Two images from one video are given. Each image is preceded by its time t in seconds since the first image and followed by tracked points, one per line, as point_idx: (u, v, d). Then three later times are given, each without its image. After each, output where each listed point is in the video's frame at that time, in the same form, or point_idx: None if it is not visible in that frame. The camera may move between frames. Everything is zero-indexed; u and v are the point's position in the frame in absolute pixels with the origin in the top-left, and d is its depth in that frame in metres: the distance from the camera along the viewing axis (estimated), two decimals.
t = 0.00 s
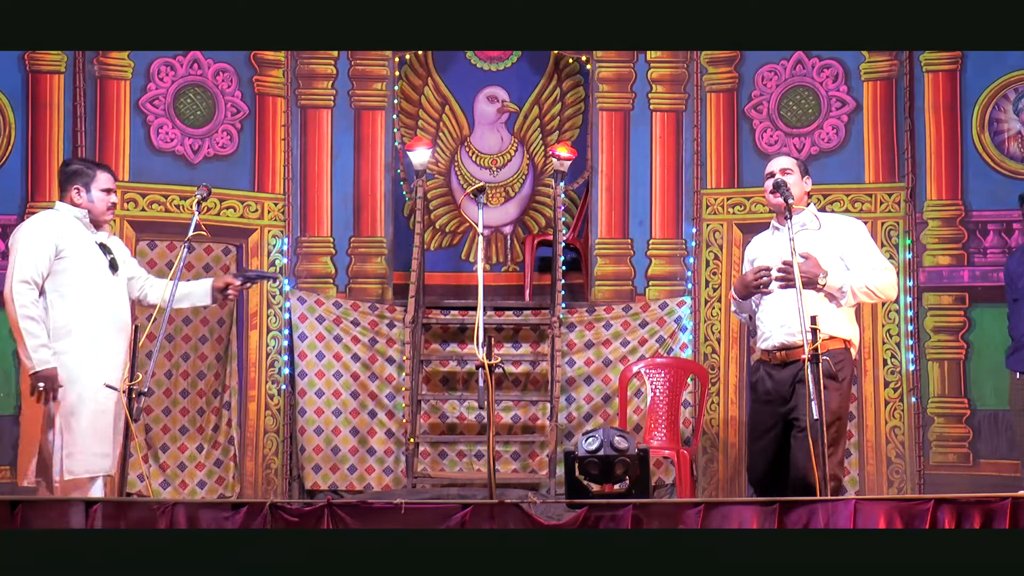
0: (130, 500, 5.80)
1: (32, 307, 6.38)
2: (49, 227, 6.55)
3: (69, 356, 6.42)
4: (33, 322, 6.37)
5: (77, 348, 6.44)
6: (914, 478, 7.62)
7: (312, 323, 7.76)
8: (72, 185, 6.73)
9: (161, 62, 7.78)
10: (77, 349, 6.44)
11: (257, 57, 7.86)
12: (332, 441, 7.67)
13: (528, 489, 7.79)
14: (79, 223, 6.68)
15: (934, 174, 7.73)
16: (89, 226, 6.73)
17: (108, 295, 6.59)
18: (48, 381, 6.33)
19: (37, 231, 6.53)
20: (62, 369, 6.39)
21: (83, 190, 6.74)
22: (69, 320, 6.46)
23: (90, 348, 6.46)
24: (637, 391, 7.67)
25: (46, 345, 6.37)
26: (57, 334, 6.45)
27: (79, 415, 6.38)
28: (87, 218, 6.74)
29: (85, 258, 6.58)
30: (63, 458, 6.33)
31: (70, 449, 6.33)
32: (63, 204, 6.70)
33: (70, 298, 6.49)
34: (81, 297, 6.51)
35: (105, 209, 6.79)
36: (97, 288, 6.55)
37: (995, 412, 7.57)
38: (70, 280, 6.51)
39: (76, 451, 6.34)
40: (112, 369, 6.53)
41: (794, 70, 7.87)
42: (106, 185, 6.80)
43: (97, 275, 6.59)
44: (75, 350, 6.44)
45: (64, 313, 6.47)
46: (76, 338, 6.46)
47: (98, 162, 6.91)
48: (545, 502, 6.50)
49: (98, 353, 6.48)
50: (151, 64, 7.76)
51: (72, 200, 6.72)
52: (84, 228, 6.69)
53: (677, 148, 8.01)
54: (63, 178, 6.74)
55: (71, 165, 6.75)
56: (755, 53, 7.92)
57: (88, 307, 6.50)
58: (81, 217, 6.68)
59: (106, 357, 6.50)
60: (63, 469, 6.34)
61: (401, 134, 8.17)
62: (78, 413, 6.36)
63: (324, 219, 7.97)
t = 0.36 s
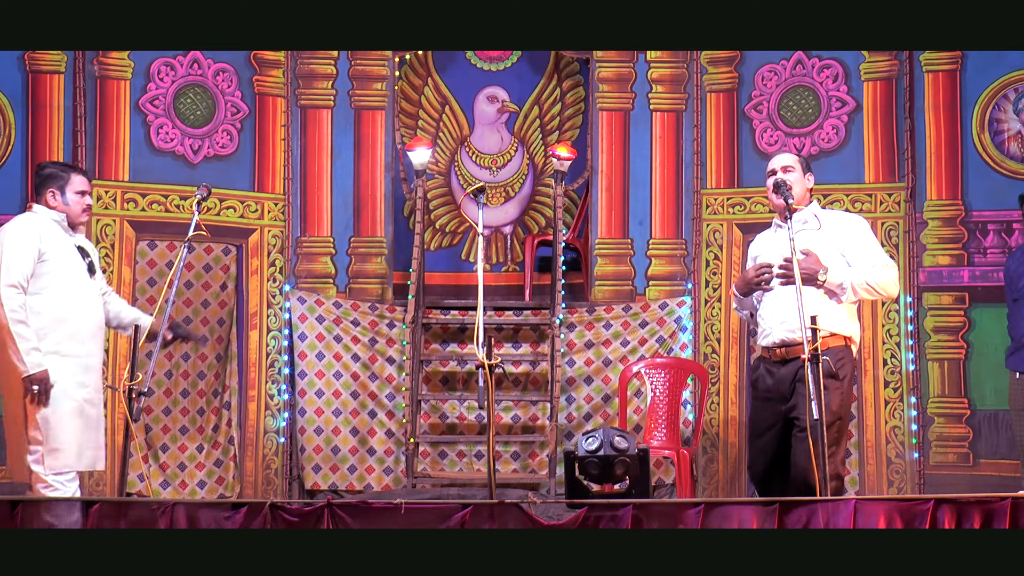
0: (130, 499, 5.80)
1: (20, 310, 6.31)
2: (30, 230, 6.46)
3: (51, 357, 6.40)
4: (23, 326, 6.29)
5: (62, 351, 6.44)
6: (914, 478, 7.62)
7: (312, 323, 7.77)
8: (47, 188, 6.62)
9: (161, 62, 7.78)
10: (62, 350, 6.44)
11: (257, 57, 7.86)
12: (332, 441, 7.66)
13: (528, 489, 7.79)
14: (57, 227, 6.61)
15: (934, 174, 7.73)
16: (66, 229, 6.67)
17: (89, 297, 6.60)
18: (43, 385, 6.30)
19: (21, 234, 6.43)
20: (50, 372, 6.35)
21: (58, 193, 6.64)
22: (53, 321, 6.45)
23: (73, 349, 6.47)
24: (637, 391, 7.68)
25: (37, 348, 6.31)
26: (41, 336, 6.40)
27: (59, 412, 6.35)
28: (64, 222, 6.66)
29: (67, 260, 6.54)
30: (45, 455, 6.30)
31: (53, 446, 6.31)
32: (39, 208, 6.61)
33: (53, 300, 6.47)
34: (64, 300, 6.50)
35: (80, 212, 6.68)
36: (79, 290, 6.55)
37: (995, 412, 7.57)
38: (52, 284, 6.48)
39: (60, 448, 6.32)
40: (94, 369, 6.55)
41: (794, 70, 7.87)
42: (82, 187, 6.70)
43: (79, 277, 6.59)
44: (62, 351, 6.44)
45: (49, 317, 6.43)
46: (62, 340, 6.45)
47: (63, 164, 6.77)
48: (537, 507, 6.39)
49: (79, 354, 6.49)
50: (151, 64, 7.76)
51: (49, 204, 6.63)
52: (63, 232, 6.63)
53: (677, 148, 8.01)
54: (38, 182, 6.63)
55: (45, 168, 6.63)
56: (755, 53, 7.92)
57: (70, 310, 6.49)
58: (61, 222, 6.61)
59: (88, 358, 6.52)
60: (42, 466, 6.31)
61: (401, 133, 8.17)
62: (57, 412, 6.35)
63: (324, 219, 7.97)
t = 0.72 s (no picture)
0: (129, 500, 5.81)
1: (7, 307, 6.20)
2: (22, 227, 6.41)
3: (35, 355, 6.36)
4: (8, 323, 6.19)
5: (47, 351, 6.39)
6: (914, 478, 7.62)
7: (312, 323, 7.77)
8: (36, 185, 6.60)
9: (161, 61, 7.78)
10: (47, 350, 6.38)
11: (257, 57, 7.86)
12: (332, 441, 7.67)
13: (527, 489, 7.79)
14: (48, 225, 6.56)
15: (934, 174, 7.72)
16: (57, 226, 6.62)
17: (77, 298, 6.55)
18: (18, 382, 6.16)
19: (11, 230, 6.37)
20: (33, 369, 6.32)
21: (48, 191, 6.61)
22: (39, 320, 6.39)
23: (58, 348, 6.41)
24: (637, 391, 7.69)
25: (18, 346, 6.18)
26: (27, 335, 6.36)
27: (43, 412, 6.30)
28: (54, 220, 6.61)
29: (58, 259, 6.50)
30: (23, 454, 6.23)
31: (33, 445, 6.26)
32: (31, 206, 6.59)
33: (41, 298, 6.41)
34: (52, 299, 6.45)
35: (70, 209, 6.65)
36: (69, 289, 6.51)
37: (995, 413, 7.57)
38: (39, 282, 6.43)
39: (39, 447, 6.26)
40: (79, 370, 6.47)
41: (794, 70, 7.87)
42: (72, 185, 6.66)
43: (69, 276, 6.55)
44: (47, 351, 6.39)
45: (35, 316, 6.38)
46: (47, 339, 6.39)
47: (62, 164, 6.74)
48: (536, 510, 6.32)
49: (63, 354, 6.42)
50: (151, 64, 7.76)
51: (38, 201, 6.60)
52: (54, 230, 6.58)
53: (677, 148, 8.01)
54: (28, 180, 6.61)
55: (36, 166, 6.61)
56: (755, 53, 7.92)
57: (58, 309, 6.43)
58: (52, 219, 6.56)
59: (73, 358, 6.45)
60: (20, 466, 6.25)
61: (401, 134, 8.17)
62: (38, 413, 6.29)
63: (324, 219, 7.97)
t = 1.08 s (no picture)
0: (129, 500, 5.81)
1: (16, 307, 6.27)
2: (27, 227, 6.40)
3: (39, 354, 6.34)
4: (19, 322, 6.25)
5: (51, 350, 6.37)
6: (914, 478, 7.62)
7: (312, 323, 7.77)
8: (38, 184, 6.56)
9: (161, 61, 7.78)
10: (52, 350, 6.37)
11: (257, 57, 7.86)
12: (332, 441, 7.66)
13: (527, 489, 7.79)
14: (53, 224, 6.55)
15: (934, 174, 7.72)
16: (62, 225, 6.62)
17: (80, 298, 6.54)
18: (35, 381, 6.24)
19: (16, 230, 6.38)
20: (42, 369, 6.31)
21: (51, 189, 6.58)
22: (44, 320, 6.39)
23: (62, 348, 6.40)
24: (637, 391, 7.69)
25: (31, 345, 6.27)
26: (33, 334, 6.35)
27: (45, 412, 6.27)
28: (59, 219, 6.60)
29: (62, 259, 6.50)
30: (24, 454, 6.22)
31: (34, 445, 6.24)
32: (33, 205, 6.56)
33: (45, 299, 6.41)
34: (56, 299, 6.45)
35: (73, 207, 6.63)
36: (72, 289, 6.50)
37: (995, 413, 7.57)
38: (44, 283, 6.43)
39: (40, 447, 6.24)
40: (81, 370, 6.46)
41: (794, 70, 7.87)
42: (75, 183, 6.63)
43: (73, 276, 6.55)
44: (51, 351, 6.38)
45: (40, 316, 6.37)
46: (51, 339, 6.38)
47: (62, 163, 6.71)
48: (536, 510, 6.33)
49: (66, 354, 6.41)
50: (151, 64, 7.76)
51: (42, 200, 6.56)
52: (58, 230, 6.57)
53: (677, 148, 8.01)
54: (30, 179, 6.56)
55: (37, 165, 6.55)
56: (755, 53, 7.92)
57: (62, 309, 6.43)
58: (57, 219, 6.55)
59: (76, 358, 6.45)
60: (22, 465, 6.24)
61: (401, 134, 8.17)
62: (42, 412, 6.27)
63: (324, 219, 7.97)
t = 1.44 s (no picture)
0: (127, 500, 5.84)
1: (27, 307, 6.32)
2: (37, 228, 6.45)
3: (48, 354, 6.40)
4: (29, 322, 6.31)
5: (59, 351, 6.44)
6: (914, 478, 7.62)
7: (312, 323, 7.77)
8: (46, 185, 6.58)
9: (161, 62, 7.78)
10: (60, 350, 6.44)
11: (257, 57, 7.86)
12: (332, 441, 7.67)
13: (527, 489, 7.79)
14: (60, 224, 6.59)
15: (934, 174, 7.72)
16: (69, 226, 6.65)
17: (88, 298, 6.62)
18: (47, 380, 6.29)
19: (26, 231, 6.43)
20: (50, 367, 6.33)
21: (58, 190, 6.61)
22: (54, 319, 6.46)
23: (69, 349, 6.47)
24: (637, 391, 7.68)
25: (42, 345, 6.33)
26: (42, 333, 6.42)
27: (55, 414, 6.36)
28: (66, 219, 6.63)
29: (70, 259, 6.56)
30: (30, 453, 6.27)
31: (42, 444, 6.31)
32: (41, 206, 6.58)
33: (53, 299, 6.48)
34: (64, 299, 6.51)
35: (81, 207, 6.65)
36: (80, 290, 6.57)
37: (995, 413, 7.57)
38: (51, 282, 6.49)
39: (45, 447, 6.30)
40: (86, 370, 6.54)
41: (794, 70, 7.87)
42: (82, 183, 6.66)
43: (81, 276, 6.61)
44: (59, 351, 6.44)
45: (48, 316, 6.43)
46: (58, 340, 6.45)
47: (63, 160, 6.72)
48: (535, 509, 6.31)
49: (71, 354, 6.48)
50: (151, 64, 7.76)
51: (49, 200, 6.59)
52: (67, 230, 6.62)
53: (677, 148, 8.02)
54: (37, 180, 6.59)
55: (45, 165, 6.59)
56: (755, 53, 7.92)
57: (71, 310, 6.50)
58: (64, 219, 6.60)
59: (84, 358, 6.53)
60: (28, 465, 6.28)
61: (401, 134, 8.16)
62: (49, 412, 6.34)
63: (324, 219, 7.97)
